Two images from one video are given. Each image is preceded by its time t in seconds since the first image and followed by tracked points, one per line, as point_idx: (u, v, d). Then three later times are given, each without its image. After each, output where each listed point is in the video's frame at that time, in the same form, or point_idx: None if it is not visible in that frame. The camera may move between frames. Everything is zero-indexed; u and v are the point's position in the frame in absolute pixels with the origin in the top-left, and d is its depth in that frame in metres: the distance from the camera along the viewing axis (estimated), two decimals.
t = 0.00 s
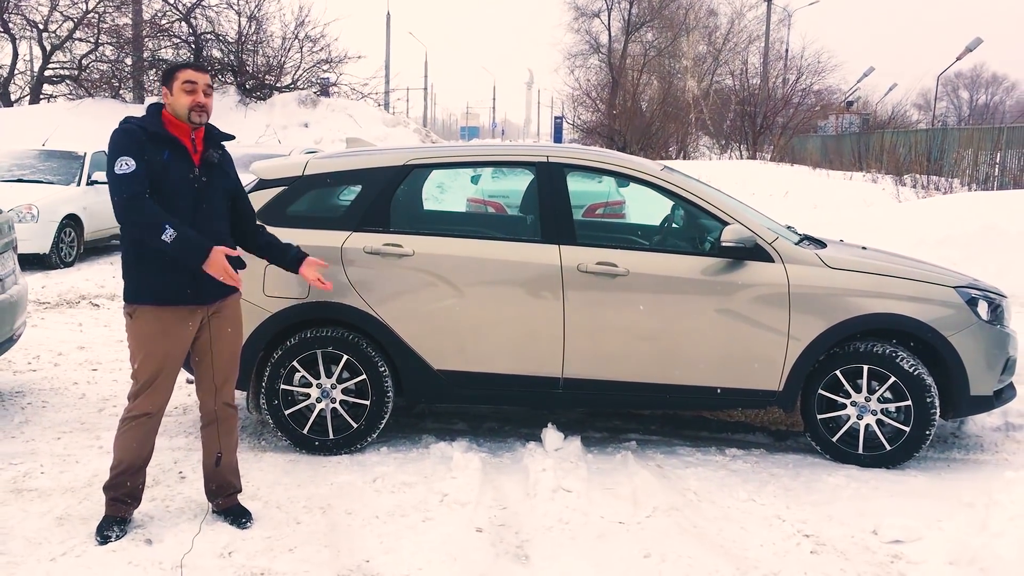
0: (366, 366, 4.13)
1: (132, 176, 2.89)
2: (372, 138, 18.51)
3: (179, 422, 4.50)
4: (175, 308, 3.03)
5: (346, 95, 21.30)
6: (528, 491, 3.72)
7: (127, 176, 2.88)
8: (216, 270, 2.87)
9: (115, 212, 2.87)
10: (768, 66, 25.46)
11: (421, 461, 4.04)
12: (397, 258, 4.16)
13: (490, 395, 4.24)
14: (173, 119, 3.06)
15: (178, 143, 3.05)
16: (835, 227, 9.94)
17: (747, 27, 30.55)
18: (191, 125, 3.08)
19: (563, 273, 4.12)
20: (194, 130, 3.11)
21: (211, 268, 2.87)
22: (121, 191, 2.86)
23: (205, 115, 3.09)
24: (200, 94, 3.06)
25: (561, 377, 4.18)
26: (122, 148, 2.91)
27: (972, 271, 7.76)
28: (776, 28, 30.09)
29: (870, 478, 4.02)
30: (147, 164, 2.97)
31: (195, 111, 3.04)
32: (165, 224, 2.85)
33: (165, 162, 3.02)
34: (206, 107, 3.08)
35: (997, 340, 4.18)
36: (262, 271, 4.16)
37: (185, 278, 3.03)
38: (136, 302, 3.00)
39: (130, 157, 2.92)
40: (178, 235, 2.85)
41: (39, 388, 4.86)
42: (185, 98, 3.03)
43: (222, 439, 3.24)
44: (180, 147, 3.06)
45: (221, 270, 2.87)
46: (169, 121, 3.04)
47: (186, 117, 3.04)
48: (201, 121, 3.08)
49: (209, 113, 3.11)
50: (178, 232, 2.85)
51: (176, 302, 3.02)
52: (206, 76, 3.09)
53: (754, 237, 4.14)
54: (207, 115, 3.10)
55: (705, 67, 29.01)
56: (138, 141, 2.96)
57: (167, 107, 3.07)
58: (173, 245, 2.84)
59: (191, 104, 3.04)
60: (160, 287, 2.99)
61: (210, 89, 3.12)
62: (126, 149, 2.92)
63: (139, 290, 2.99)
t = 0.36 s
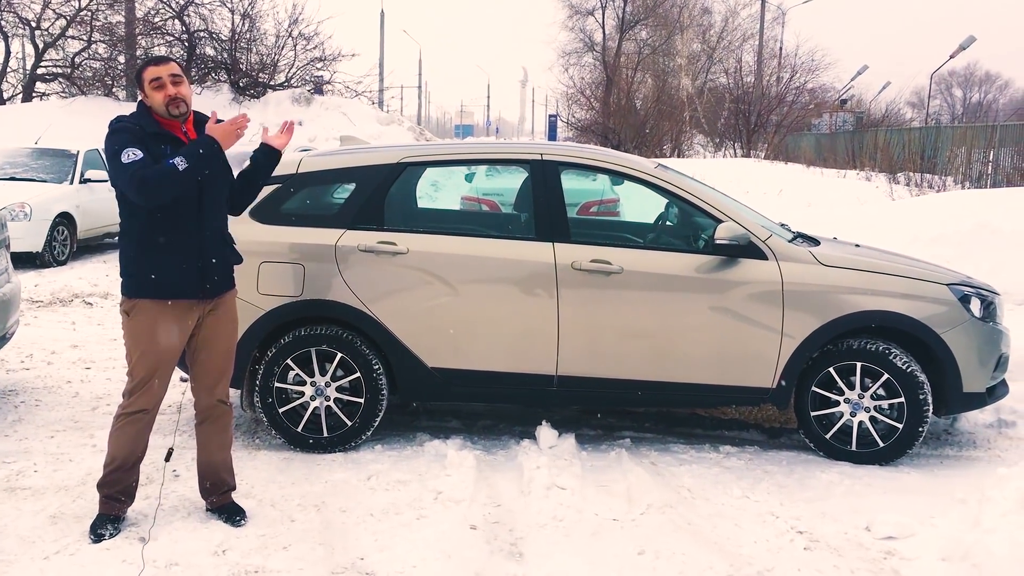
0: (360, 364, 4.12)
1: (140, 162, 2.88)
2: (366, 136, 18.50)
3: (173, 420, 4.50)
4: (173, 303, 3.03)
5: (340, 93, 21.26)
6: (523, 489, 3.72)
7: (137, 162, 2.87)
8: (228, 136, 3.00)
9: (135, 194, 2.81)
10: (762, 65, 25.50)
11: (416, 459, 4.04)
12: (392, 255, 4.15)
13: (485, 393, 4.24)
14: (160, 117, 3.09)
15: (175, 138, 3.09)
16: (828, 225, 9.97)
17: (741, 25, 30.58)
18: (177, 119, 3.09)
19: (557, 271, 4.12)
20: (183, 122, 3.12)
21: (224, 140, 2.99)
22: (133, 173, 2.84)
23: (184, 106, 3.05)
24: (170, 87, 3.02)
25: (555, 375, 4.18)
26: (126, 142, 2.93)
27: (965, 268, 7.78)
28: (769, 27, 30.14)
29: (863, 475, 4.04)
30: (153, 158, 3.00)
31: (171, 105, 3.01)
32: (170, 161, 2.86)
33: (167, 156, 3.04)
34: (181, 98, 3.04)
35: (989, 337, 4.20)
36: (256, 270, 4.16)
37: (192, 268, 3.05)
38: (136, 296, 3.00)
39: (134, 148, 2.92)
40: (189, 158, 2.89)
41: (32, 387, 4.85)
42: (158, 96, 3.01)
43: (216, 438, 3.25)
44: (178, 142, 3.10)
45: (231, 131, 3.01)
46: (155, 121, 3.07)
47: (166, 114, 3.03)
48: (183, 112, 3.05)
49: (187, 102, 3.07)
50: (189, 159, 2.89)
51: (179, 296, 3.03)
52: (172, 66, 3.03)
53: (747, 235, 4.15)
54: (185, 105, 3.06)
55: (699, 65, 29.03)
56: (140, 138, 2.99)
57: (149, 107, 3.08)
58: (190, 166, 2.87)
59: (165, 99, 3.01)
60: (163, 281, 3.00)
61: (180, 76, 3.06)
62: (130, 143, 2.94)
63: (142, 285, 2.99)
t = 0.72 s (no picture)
0: (355, 363, 4.12)
1: (137, 186, 2.89)
2: (360, 135, 18.47)
3: (167, 420, 4.49)
4: (172, 305, 3.03)
5: (335, 91, 21.23)
6: (518, 488, 3.72)
7: (133, 189, 2.88)
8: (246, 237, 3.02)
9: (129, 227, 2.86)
10: (757, 63, 25.52)
11: (411, 458, 4.04)
12: (387, 255, 4.15)
13: (480, 392, 4.24)
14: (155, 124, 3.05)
15: (170, 146, 3.04)
16: (823, 224, 9.98)
17: (736, 24, 30.61)
18: (173, 129, 3.05)
19: (552, 271, 4.12)
20: (179, 130, 3.08)
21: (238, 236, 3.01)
22: (131, 208, 2.87)
23: (182, 117, 3.03)
24: (172, 97, 2.99)
25: (550, 374, 4.18)
26: (120, 159, 2.91)
27: (959, 267, 7.81)
28: (764, 26, 30.17)
29: (857, 474, 4.05)
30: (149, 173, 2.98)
31: (168, 116, 2.99)
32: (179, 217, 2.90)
33: (161, 168, 3.01)
34: (180, 110, 3.01)
35: (982, 336, 4.21)
36: (252, 269, 4.16)
37: (188, 276, 3.04)
38: (136, 299, 3.00)
39: (130, 167, 2.92)
40: (197, 224, 2.91)
41: (26, 387, 4.84)
42: (158, 103, 2.98)
43: (216, 442, 3.24)
44: (173, 151, 3.06)
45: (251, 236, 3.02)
46: (150, 128, 3.03)
47: (162, 122, 3.00)
48: (179, 123, 3.03)
49: (185, 114, 3.04)
50: (196, 220, 2.92)
51: (178, 299, 3.02)
52: (176, 75, 3.01)
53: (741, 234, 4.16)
54: (182, 116, 3.03)
55: (694, 64, 29.05)
56: (133, 150, 2.95)
57: (147, 111, 3.04)
58: (196, 233, 2.90)
59: (163, 109, 2.98)
60: (163, 286, 2.99)
61: (184, 87, 3.04)
62: (125, 160, 2.92)
63: (143, 290, 2.98)
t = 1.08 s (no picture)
0: (352, 362, 4.12)
1: (94, 182, 2.91)
2: (356, 133, 18.46)
3: (163, 419, 4.49)
4: (158, 302, 3.02)
5: (330, 90, 21.20)
6: (514, 487, 3.72)
7: (90, 184, 2.91)
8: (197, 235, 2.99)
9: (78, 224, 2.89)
10: (753, 62, 25.52)
11: (407, 457, 4.05)
12: (383, 254, 4.15)
13: (476, 391, 4.24)
14: (150, 115, 3.05)
15: (151, 141, 3.01)
16: (819, 223, 9.99)
17: (732, 23, 30.62)
18: (165, 120, 3.04)
19: (548, 270, 4.12)
20: (171, 124, 3.06)
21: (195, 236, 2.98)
22: (83, 204, 2.89)
23: (179, 108, 3.02)
24: (171, 88, 2.99)
25: (547, 373, 4.18)
26: (90, 154, 2.93)
27: (954, 266, 7.82)
28: (760, 25, 30.18)
29: (853, 472, 4.06)
30: (120, 169, 2.98)
31: (164, 105, 2.98)
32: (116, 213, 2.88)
33: (137, 163, 3.00)
34: (177, 101, 3.01)
35: (978, 335, 4.23)
36: (248, 268, 4.15)
37: (165, 275, 3.01)
38: (122, 296, 2.99)
39: (97, 162, 2.94)
40: (135, 222, 2.87)
41: (22, 387, 4.83)
42: (155, 93, 2.98)
43: (209, 437, 3.23)
44: (156, 146, 3.03)
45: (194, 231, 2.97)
46: (141, 119, 3.03)
47: (157, 111, 3.00)
48: (175, 114, 3.03)
49: (182, 106, 3.04)
50: (134, 217, 2.87)
51: (160, 295, 3.01)
52: (178, 68, 3.00)
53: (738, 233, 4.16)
54: (179, 107, 3.03)
55: (690, 63, 29.06)
56: (108, 144, 2.97)
57: (146, 101, 3.04)
58: (134, 231, 2.86)
59: (161, 98, 2.98)
60: (143, 281, 2.99)
61: (184, 81, 3.04)
62: (96, 156, 2.94)
63: (124, 286, 2.98)
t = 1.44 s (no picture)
0: (347, 362, 4.11)
1: (73, 182, 2.99)
2: (351, 133, 18.42)
3: (158, 419, 4.48)
4: (136, 300, 3.02)
5: (326, 89, 21.16)
6: (510, 487, 3.72)
7: (70, 183, 2.99)
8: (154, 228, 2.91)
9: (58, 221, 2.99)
10: (749, 62, 25.51)
11: (403, 456, 4.04)
12: (378, 253, 4.14)
13: (472, 391, 4.24)
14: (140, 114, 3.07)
15: (130, 141, 3.02)
16: (815, 222, 10.00)
17: (728, 22, 30.62)
18: (153, 119, 3.03)
19: (544, 270, 4.12)
20: (157, 123, 3.05)
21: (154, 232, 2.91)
22: (61, 203, 2.98)
23: (168, 109, 3.01)
24: (162, 88, 2.97)
25: (543, 373, 4.18)
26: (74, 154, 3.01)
27: (950, 265, 7.84)
28: (756, 25, 30.18)
29: (848, 472, 4.07)
30: (99, 168, 3.02)
31: (154, 104, 2.97)
32: (86, 214, 2.93)
33: (115, 162, 3.02)
34: (168, 101, 3.00)
35: (972, 334, 4.23)
36: (243, 267, 4.14)
37: (142, 274, 3.01)
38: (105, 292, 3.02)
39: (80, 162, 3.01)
40: (99, 224, 2.89)
41: (17, 387, 4.82)
42: (147, 91, 2.97)
43: (200, 435, 3.22)
44: (136, 144, 3.03)
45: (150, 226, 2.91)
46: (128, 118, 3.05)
47: (147, 110, 2.99)
48: (164, 115, 3.01)
49: (173, 106, 3.03)
50: (99, 219, 2.90)
51: (139, 291, 3.02)
52: (173, 68, 3.00)
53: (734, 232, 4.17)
54: (170, 108, 3.02)
55: (686, 62, 29.06)
56: (91, 144, 3.02)
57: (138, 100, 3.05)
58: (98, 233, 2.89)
59: (151, 96, 2.97)
60: (121, 280, 3.00)
61: (179, 83, 3.03)
62: (79, 156, 3.02)
63: (107, 283, 3.01)
